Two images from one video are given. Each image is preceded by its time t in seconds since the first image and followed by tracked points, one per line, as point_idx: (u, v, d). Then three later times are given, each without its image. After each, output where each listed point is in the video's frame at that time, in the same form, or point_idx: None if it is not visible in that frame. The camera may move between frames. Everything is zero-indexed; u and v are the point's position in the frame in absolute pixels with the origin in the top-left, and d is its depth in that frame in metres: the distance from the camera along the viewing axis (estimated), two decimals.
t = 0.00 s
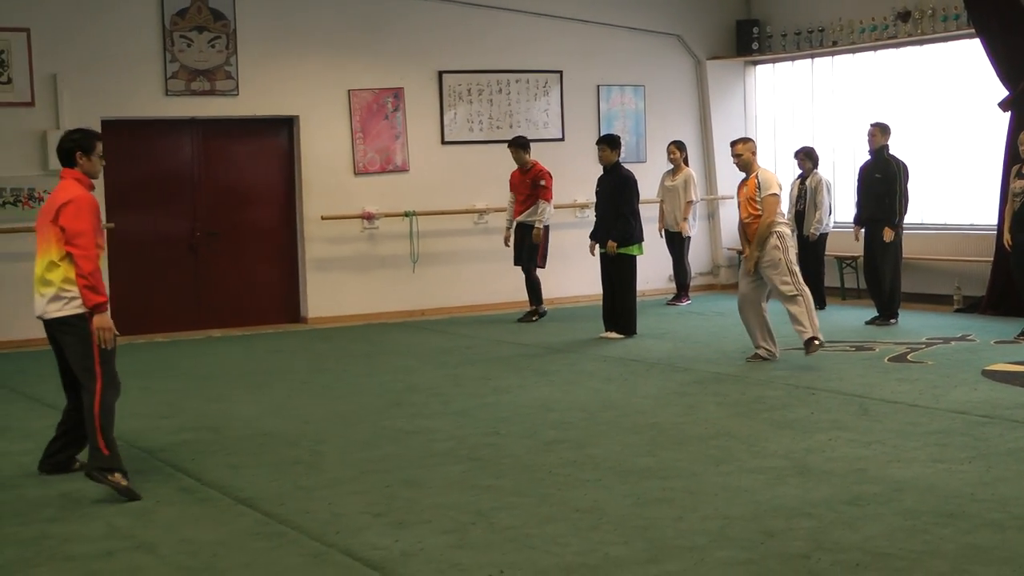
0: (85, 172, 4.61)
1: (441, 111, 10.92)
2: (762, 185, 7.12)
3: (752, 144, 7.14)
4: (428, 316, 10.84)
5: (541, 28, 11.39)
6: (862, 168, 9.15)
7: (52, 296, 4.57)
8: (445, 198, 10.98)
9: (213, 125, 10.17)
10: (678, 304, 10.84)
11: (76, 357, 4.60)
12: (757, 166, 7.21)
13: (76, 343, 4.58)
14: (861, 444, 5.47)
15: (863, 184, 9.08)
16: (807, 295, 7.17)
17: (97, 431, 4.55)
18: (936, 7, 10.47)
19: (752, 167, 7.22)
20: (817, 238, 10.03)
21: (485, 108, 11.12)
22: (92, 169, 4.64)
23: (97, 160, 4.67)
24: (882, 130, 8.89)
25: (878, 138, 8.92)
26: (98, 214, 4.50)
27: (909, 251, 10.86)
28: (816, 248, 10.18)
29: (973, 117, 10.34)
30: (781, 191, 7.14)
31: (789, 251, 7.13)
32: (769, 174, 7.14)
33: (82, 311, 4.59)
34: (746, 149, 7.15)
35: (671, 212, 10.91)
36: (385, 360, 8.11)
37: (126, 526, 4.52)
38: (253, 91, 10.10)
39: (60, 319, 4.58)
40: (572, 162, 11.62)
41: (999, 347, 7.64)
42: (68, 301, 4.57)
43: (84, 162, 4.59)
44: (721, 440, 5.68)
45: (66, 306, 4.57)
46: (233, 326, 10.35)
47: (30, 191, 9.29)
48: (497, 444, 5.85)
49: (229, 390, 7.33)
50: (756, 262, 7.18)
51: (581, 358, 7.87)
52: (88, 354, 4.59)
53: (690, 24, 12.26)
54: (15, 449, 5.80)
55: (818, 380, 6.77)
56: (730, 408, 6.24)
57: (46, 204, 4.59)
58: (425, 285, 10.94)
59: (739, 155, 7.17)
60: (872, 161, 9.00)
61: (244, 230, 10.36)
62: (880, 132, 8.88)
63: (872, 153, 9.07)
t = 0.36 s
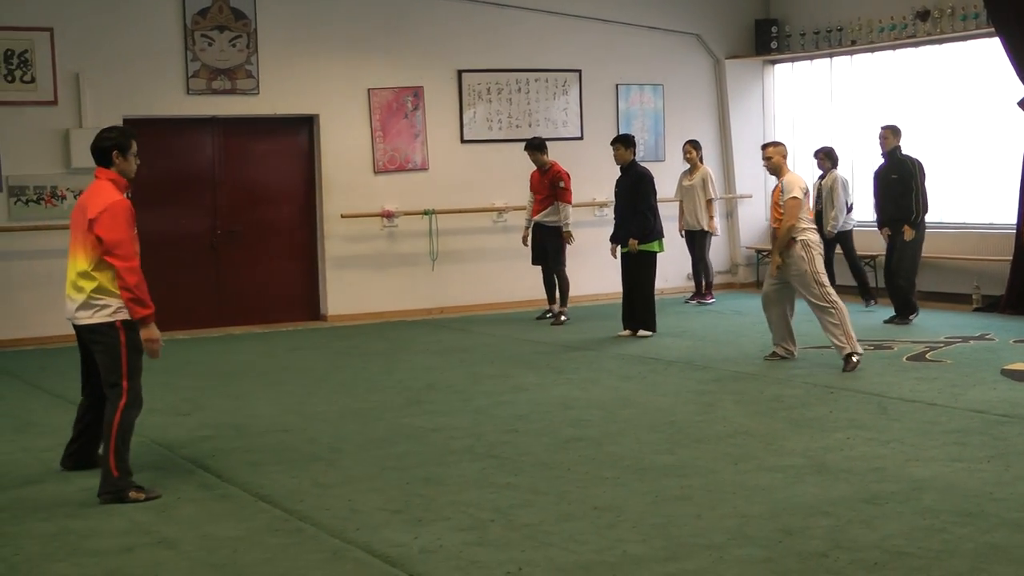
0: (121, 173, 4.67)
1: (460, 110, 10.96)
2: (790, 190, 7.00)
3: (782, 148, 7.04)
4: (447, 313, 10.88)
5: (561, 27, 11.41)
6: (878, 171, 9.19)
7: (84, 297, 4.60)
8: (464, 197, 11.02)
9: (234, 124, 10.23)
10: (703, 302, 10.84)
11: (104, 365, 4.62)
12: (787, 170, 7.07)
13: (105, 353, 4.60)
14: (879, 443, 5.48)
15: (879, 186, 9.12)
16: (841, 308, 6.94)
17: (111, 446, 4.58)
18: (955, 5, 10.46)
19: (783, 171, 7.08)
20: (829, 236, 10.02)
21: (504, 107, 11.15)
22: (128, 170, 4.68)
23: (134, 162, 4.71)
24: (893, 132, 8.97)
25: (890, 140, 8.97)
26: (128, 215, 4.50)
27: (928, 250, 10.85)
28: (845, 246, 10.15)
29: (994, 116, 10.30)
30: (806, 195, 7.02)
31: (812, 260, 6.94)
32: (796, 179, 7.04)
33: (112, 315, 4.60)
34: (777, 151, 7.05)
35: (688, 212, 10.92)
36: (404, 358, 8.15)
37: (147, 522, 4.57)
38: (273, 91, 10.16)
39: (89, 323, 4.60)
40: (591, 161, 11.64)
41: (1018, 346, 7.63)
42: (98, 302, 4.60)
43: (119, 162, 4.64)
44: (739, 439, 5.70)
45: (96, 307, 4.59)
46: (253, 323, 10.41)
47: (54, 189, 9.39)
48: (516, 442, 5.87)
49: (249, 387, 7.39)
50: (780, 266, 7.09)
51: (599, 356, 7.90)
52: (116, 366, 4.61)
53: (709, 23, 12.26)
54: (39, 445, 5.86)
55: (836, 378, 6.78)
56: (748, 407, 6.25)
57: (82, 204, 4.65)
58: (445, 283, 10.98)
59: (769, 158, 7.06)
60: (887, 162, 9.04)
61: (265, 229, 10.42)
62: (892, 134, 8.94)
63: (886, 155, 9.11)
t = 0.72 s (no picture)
0: (123, 168, 4.69)
1: (473, 107, 10.97)
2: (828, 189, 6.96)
3: (817, 144, 6.98)
4: (460, 311, 10.90)
5: (573, 24, 11.40)
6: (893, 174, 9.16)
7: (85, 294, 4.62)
8: (477, 194, 11.03)
9: (247, 122, 10.26)
10: (733, 304, 10.55)
11: (104, 363, 4.63)
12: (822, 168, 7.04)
13: (105, 350, 4.62)
14: (891, 441, 5.47)
15: (895, 187, 9.10)
16: (871, 310, 6.94)
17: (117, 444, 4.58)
18: (970, 3, 10.41)
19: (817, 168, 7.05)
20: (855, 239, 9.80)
21: (517, 104, 11.15)
22: (131, 165, 4.69)
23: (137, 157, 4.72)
24: (907, 132, 8.95)
25: (902, 141, 8.96)
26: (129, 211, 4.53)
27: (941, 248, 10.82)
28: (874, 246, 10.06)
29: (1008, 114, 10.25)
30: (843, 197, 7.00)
31: (844, 264, 6.95)
32: (833, 177, 6.97)
33: (113, 313, 4.62)
34: (812, 147, 7.00)
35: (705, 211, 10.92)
36: (417, 356, 8.17)
37: (160, 518, 4.59)
38: (287, 88, 10.19)
39: (90, 320, 4.61)
40: (603, 159, 11.64)
41: None
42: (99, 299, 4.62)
43: (123, 158, 4.66)
44: (751, 437, 5.70)
45: (96, 304, 4.61)
46: (266, 321, 10.44)
47: (66, 186, 9.43)
48: (528, 439, 5.88)
49: (263, 384, 7.41)
50: (812, 266, 7.08)
51: (612, 354, 7.91)
52: (117, 363, 4.62)
53: (722, 21, 12.24)
54: (52, 442, 5.89)
55: (849, 376, 6.78)
56: (761, 405, 6.25)
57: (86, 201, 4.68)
58: (458, 281, 11.00)
59: (805, 153, 7.03)
60: (902, 163, 9.02)
61: (278, 226, 10.45)
62: (905, 134, 8.94)
63: (899, 155, 9.09)
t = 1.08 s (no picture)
0: (124, 163, 4.71)
1: (485, 105, 10.98)
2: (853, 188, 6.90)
3: (846, 141, 6.99)
4: (472, 309, 10.91)
5: (585, 22, 11.40)
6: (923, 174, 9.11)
7: (92, 289, 4.65)
8: (490, 190, 11.04)
9: (260, 120, 10.28)
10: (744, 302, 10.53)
11: (111, 360, 4.65)
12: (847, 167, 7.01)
13: (113, 348, 4.64)
14: (905, 440, 5.46)
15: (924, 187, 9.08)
16: (887, 308, 6.94)
17: (125, 442, 4.59)
18: None
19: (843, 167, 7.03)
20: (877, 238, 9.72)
21: (529, 102, 11.15)
22: (131, 161, 4.72)
23: (137, 152, 4.74)
24: (940, 133, 8.93)
25: (936, 141, 8.94)
26: (131, 202, 4.56)
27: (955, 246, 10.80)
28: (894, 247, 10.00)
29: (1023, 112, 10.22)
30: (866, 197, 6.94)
31: (863, 261, 6.93)
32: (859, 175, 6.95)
33: (120, 308, 4.63)
34: (840, 144, 7.01)
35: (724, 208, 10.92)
36: (430, 353, 8.18)
37: (173, 516, 4.60)
38: (299, 86, 10.20)
39: (97, 315, 4.63)
40: (615, 156, 11.64)
41: None
42: (106, 294, 4.63)
43: (122, 153, 4.67)
44: (764, 435, 5.69)
45: (103, 299, 4.63)
46: (278, 318, 10.47)
47: (80, 184, 9.47)
48: (540, 437, 5.88)
49: (275, 382, 7.43)
50: (829, 261, 7.08)
51: (623, 351, 7.91)
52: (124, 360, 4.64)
53: (735, 18, 12.22)
54: (66, 438, 5.92)
55: (862, 374, 6.77)
56: (773, 403, 6.25)
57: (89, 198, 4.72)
58: (470, 278, 11.01)
59: (831, 150, 7.03)
60: (934, 164, 8.98)
61: (290, 223, 10.47)
62: (938, 135, 8.92)
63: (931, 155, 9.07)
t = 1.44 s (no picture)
0: (132, 160, 4.74)
1: (499, 103, 10.98)
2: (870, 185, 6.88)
3: (863, 139, 6.96)
4: (485, 306, 10.92)
5: (598, 20, 11.39)
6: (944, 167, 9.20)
7: (108, 286, 4.67)
8: (504, 188, 11.05)
9: (273, 117, 10.30)
10: (757, 300, 10.51)
11: (127, 358, 4.67)
12: (865, 164, 6.99)
13: (128, 344, 4.66)
14: (918, 438, 5.45)
15: (947, 185, 9.09)
16: (902, 305, 6.93)
17: (137, 438, 4.61)
18: None
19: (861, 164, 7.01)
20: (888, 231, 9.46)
21: (542, 100, 11.16)
22: (140, 157, 4.74)
23: (145, 148, 4.76)
24: (964, 130, 8.96)
25: (960, 139, 8.98)
26: (144, 196, 4.59)
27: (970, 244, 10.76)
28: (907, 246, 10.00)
29: None
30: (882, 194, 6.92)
31: (877, 259, 6.92)
32: (874, 172, 6.93)
33: (137, 302, 4.65)
34: (856, 141, 6.98)
35: (727, 210, 10.84)
36: (443, 351, 8.19)
37: (187, 513, 4.62)
38: (312, 84, 10.22)
39: (113, 311, 4.66)
40: (628, 154, 11.63)
41: None
42: (122, 290, 4.66)
43: (130, 150, 4.69)
44: (777, 433, 5.68)
45: (120, 295, 4.65)
46: (292, 316, 10.49)
47: (93, 181, 9.52)
48: (553, 435, 5.89)
49: (289, 379, 7.45)
50: (844, 258, 7.06)
51: (636, 349, 7.91)
52: (139, 357, 4.66)
53: (748, 15, 12.20)
54: (80, 436, 5.94)
55: (875, 372, 6.76)
56: (786, 401, 6.24)
57: (99, 196, 4.74)
58: (484, 276, 11.03)
59: (848, 148, 7.00)
60: (956, 160, 9.04)
61: (304, 221, 10.50)
62: (962, 132, 8.94)
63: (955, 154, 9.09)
